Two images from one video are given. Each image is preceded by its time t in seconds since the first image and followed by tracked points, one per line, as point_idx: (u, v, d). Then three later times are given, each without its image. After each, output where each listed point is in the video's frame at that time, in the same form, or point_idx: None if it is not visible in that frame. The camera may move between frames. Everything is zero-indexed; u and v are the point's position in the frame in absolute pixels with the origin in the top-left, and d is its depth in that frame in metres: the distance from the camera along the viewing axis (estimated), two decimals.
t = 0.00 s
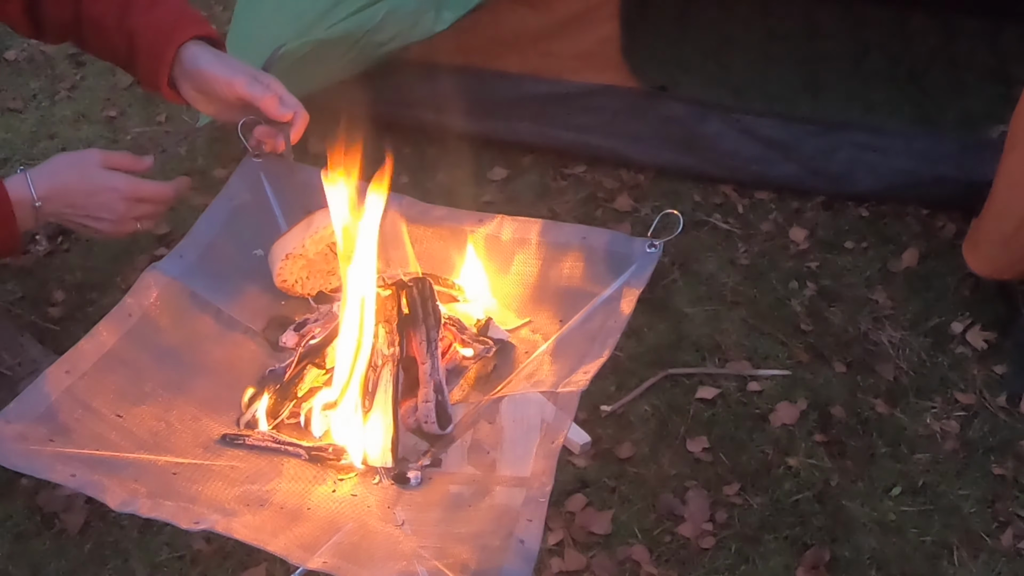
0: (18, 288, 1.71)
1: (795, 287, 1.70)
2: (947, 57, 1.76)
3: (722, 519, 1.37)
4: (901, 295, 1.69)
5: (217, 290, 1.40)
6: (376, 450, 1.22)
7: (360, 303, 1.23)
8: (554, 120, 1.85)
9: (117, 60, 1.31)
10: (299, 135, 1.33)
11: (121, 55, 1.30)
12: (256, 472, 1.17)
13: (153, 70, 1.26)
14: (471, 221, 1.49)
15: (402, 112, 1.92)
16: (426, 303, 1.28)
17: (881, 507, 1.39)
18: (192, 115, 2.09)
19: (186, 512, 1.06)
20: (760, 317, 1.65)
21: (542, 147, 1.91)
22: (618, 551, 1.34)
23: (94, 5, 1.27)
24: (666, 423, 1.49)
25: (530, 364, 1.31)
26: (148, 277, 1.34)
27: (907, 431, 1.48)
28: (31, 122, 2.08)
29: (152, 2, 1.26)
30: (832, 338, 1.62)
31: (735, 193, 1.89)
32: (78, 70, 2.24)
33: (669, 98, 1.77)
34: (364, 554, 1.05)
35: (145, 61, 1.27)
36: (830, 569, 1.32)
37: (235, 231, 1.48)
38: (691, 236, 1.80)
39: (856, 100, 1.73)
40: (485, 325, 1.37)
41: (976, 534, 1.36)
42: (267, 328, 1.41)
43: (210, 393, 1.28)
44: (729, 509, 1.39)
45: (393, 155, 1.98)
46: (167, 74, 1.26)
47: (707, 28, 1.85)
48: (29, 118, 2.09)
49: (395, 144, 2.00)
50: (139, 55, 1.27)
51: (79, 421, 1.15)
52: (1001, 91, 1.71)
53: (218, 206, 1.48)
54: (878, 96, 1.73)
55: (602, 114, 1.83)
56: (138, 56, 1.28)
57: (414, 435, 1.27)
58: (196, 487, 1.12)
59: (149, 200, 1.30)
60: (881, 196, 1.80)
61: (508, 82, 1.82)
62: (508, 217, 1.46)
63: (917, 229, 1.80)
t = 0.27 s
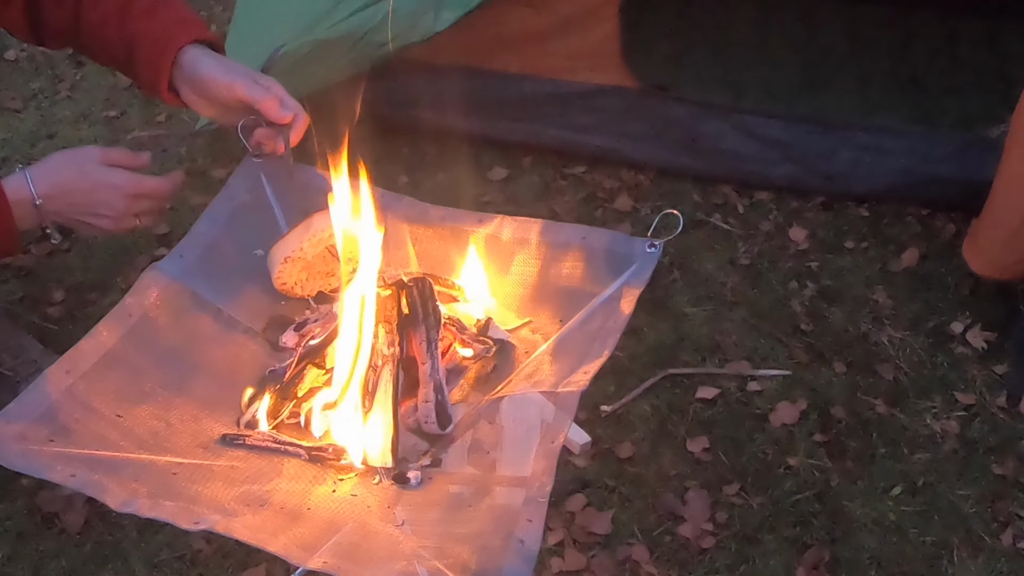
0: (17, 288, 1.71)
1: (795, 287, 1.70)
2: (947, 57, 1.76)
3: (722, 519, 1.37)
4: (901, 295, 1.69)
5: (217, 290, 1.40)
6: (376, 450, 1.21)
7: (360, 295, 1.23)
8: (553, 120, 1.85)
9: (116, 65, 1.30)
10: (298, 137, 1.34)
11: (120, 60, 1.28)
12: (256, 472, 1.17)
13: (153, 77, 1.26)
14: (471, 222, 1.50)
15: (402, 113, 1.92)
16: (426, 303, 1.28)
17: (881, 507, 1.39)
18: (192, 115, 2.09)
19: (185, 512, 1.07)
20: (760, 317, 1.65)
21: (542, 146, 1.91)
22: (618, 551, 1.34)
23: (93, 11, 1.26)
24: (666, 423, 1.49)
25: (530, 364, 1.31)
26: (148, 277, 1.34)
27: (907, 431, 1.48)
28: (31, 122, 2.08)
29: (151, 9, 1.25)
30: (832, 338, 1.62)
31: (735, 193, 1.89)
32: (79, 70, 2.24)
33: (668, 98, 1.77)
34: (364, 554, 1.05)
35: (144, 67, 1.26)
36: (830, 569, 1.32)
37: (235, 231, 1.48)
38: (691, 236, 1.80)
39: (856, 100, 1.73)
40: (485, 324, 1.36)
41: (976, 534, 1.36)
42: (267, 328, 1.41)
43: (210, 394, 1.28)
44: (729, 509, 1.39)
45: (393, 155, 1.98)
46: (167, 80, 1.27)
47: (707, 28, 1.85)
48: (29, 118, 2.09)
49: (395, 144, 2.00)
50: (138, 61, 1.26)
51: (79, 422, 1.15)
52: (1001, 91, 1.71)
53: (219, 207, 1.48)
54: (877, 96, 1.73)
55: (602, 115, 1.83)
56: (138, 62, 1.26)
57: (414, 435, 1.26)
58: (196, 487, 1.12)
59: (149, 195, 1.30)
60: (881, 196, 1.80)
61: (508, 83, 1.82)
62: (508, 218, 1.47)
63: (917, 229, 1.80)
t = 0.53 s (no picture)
0: (17, 288, 1.71)
1: (795, 287, 1.70)
2: (947, 58, 1.77)
3: (722, 519, 1.37)
4: (901, 295, 1.69)
5: (217, 290, 1.40)
6: (376, 450, 1.22)
7: (357, 314, 1.24)
8: (553, 120, 1.85)
9: (117, 68, 1.30)
10: (298, 137, 1.34)
11: (121, 61, 1.28)
12: (256, 472, 1.17)
13: (154, 77, 1.26)
14: (471, 222, 1.49)
15: (402, 112, 1.92)
16: (426, 303, 1.27)
17: (881, 507, 1.39)
18: (192, 115, 2.09)
19: (185, 512, 1.06)
20: (760, 317, 1.65)
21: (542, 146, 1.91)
22: (618, 551, 1.34)
23: (92, 13, 1.26)
24: (666, 423, 1.49)
25: (529, 364, 1.31)
26: (147, 277, 1.34)
27: (907, 431, 1.48)
28: (31, 122, 2.08)
29: (151, 8, 1.25)
30: (832, 338, 1.62)
31: (735, 193, 1.89)
32: (78, 69, 2.24)
33: (669, 97, 1.77)
34: (364, 554, 1.05)
35: (145, 67, 1.26)
36: (830, 569, 1.32)
37: (235, 231, 1.48)
38: (691, 236, 1.80)
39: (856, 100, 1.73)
40: (485, 324, 1.37)
41: (976, 534, 1.36)
42: (267, 328, 1.41)
43: (210, 393, 1.28)
44: (729, 509, 1.39)
45: (393, 155, 1.98)
46: (167, 80, 1.26)
47: (707, 28, 1.85)
48: (28, 118, 2.09)
49: (395, 143, 2.00)
50: (139, 61, 1.26)
51: (79, 422, 1.15)
52: (1001, 92, 1.71)
53: (218, 206, 1.48)
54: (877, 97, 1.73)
55: (602, 115, 1.83)
56: (138, 63, 1.26)
57: (414, 435, 1.26)
58: (196, 487, 1.12)
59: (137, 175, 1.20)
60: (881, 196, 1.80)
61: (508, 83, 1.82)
62: (508, 217, 1.47)
63: (918, 229, 1.80)
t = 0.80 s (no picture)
0: (17, 288, 1.71)
1: (795, 287, 1.70)
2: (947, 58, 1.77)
3: (722, 519, 1.37)
4: (901, 295, 1.69)
5: (217, 290, 1.40)
6: (376, 450, 1.22)
7: (360, 317, 1.24)
8: (553, 120, 1.85)
9: (115, 67, 1.29)
10: (297, 136, 1.34)
11: (118, 61, 1.27)
12: (256, 472, 1.17)
13: (152, 75, 1.25)
14: (472, 223, 1.49)
15: (402, 112, 1.92)
16: (426, 302, 1.27)
17: (881, 507, 1.39)
18: (192, 115, 2.09)
19: (185, 512, 1.06)
20: (760, 317, 1.65)
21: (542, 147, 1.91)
22: (619, 551, 1.34)
23: (90, 12, 1.25)
24: (666, 423, 1.49)
25: (530, 364, 1.31)
26: (147, 277, 1.34)
27: (906, 431, 1.48)
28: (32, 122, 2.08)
29: (150, 7, 1.25)
30: (832, 338, 1.62)
31: (735, 193, 1.89)
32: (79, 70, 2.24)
33: (669, 97, 1.78)
34: (364, 554, 1.05)
35: (143, 65, 1.25)
36: (830, 569, 1.32)
37: (235, 231, 1.48)
38: (691, 236, 1.80)
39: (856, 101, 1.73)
40: (485, 324, 1.37)
41: (976, 534, 1.36)
42: (267, 328, 1.41)
43: (210, 393, 1.28)
44: (729, 509, 1.39)
45: (393, 155, 1.98)
46: (165, 78, 1.26)
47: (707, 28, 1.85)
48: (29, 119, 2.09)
49: (395, 143, 2.01)
50: (138, 61, 1.25)
51: (79, 421, 1.15)
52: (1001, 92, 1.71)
53: (219, 206, 1.48)
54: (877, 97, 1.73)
55: (602, 115, 1.83)
56: (137, 62, 1.26)
57: (414, 435, 1.26)
58: (196, 487, 1.12)
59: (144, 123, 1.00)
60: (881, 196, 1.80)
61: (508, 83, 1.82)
62: (508, 217, 1.47)
63: (917, 229, 1.80)
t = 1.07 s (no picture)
0: (17, 288, 1.71)
1: (795, 287, 1.70)
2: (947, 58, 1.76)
3: (722, 519, 1.37)
4: (901, 295, 1.69)
5: (217, 290, 1.40)
6: (376, 450, 1.22)
7: (365, 315, 1.23)
8: (554, 120, 1.85)
9: (113, 66, 1.28)
10: (296, 135, 1.36)
11: (118, 61, 1.26)
12: (256, 472, 1.17)
13: (154, 74, 1.25)
14: (471, 223, 1.49)
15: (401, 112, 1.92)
16: (426, 302, 1.27)
17: (881, 507, 1.39)
18: (192, 115, 2.09)
19: (185, 512, 1.07)
20: (760, 317, 1.65)
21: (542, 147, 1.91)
22: (619, 551, 1.34)
23: (90, 11, 1.23)
24: (666, 423, 1.49)
25: (530, 364, 1.31)
26: (148, 277, 1.34)
27: (906, 431, 1.48)
28: (31, 122, 2.08)
29: (151, 6, 1.24)
30: (832, 338, 1.62)
31: (735, 193, 1.89)
32: (78, 70, 2.24)
33: (669, 98, 1.78)
34: (364, 554, 1.05)
35: (145, 65, 1.24)
36: (831, 569, 1.32)
37: (235, 231, 1.48)
38: (691, 236, 1.80)
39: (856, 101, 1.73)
40: (485, 324, 1.36)
41: (976, 534, 1.36)
42: (267, 328, 1.41)
43: (209, 393, 1.28)
44: (730, 509, 1.39)
45: (393, 155, 1.98)
46: (165, 77, 1.25)
47: (707, 28, 1.85)
48: (29, 118, 2.09)
49: (395, 143, 2.01)
50: (139, 60, 1.24)
51: (79, 421, 1.15)
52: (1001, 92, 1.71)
53: (219, 206, 1.48)
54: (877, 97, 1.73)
55: (603, 115, 1.82)
56: (138, 62, 1.24)
57: (414, 435, 1.26)
58: (196, 487, 1.12)
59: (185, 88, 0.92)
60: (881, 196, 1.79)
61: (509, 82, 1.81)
62: (507, 218, 1.47)
63: (917, 229, 1.80)
